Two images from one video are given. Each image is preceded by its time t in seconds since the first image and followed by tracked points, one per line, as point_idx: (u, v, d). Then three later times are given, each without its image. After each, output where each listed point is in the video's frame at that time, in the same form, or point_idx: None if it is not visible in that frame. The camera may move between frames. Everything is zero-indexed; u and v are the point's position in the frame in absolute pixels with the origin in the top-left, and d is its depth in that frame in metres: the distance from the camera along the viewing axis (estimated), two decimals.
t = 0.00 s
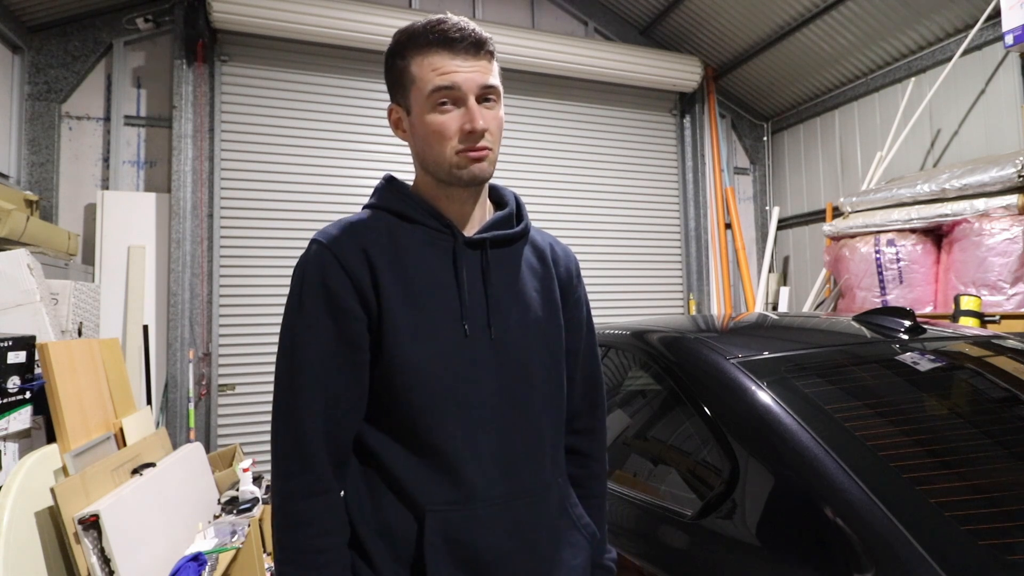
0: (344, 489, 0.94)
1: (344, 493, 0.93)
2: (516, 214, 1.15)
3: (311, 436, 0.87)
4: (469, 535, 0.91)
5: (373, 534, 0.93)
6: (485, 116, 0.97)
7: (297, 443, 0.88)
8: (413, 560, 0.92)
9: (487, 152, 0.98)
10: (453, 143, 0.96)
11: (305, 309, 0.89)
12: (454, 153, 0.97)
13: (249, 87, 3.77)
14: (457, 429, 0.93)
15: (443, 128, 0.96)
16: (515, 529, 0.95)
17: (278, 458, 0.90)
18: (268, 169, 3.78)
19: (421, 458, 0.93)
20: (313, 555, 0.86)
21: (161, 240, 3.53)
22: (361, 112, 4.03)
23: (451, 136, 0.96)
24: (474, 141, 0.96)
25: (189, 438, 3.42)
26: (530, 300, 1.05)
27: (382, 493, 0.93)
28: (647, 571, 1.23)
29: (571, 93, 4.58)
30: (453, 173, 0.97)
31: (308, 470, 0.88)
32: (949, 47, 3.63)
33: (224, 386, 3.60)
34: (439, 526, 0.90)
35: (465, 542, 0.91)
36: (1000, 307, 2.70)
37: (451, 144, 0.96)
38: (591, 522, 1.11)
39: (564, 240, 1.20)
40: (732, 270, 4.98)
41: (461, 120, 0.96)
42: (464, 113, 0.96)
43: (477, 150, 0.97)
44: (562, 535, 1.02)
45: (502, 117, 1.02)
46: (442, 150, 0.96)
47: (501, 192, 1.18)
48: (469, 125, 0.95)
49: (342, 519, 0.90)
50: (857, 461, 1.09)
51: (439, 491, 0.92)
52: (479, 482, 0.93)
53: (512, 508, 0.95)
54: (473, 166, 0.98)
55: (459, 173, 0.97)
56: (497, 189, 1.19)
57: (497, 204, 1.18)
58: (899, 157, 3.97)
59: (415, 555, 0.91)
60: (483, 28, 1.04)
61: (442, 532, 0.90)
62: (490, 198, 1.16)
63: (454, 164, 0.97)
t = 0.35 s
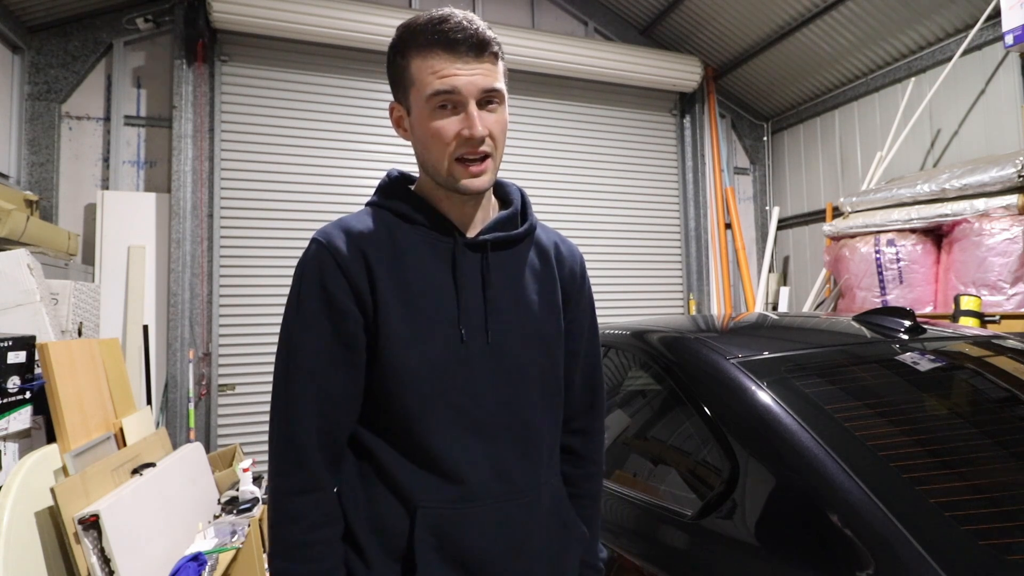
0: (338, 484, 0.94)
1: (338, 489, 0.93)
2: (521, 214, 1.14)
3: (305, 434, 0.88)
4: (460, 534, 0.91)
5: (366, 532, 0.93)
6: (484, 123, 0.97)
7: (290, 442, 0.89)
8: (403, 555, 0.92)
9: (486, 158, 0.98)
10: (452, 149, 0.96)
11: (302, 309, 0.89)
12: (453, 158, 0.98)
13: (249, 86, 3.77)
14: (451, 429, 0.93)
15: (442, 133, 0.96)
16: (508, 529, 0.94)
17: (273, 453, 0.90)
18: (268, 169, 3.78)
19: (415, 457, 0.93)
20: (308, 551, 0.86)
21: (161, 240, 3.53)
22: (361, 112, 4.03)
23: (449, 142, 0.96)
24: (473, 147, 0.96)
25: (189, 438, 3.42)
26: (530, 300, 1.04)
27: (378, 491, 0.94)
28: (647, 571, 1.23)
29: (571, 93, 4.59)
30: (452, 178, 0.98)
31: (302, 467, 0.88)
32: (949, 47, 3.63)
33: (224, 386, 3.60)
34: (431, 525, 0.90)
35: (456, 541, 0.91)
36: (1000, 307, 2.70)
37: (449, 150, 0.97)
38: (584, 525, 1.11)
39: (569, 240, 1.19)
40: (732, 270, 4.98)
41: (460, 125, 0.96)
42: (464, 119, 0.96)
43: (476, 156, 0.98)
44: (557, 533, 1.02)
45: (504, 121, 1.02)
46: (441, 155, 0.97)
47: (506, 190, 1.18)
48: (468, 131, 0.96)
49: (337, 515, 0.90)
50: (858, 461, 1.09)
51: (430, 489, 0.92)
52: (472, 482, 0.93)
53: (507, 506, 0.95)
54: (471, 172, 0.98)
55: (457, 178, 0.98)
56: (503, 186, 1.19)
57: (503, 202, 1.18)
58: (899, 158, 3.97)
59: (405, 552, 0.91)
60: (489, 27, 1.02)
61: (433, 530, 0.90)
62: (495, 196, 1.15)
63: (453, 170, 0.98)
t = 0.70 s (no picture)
0: (333, 483, 0.94)
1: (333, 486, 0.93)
2: (524, 215, 1.14)
3: (302, 432, 0.88)
4: (451, 536, 0.91)
5: (362, 530, 0.93)
6: (486, 116, 0.96)
7: (287, 440, 0.89)
8: (392, 555, 0.92)
9: (488, 151, 0.98)
10: (452, 141, 0.96)
11: (303, 307, 0.89)
12: (453, 151, 0.97)
13: (250, 86, 3.77)
14: (447, 429, 0.93)
15: (443, 126, 0.96)
16: (500, 531, 0.94)
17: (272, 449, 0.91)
18: (268, 169, 3.78)
19: (410, 457, 0.93)
20: (302, 546, 0.86)
21: (161, 240, 3.53)
22: (361, 112, 4.03)
23: (450, 134, 0.96)
24: (474, 140, 0.96)
25: (189, 438, 3.42)
26: (531, 301, 1.04)
27: (373, 491, 0.94)
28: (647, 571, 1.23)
29: (571, 93, 4.58)
30: (452, 171, 0.98)
31: (297, 462, 0.88)
32: (949, 47, 3.63)
33: (224, 386, 3.60)
34: (420, 525, 0.90)
35: (446, 543, 0.90)
36: (1000, 307, 2.70)
37: (450, 142, 0.96)
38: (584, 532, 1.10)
39: (573, 241, 1.19)
40: (732, 270, 4.98)
41: (461, 117, 0.96)
42: (465, 112, 0.96)
43: (477, 149, 0.97)
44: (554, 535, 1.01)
45: (507, 116, 1.02)
46: (442, 148, 0.97)
47: (511, 192, 1.18)
48: (469, 123, 0.96)
49: (330, 512, 0.91)
50: (858, 462, 1.09)
51: (421, 489, 0.92)
52: (463, 484, 0.93)
53: (500, 507, 0.95)
54: (472, 165, 0.97)
55: (458, 171, 0.97)
56: (508, 189, 1.19)
57: (507, 204, 1.19)
58: (899, 158, 3.97)
59: (394, 550, 0.91)
60: (493, 25, 1.03)
61: (422, 531, 0.90)
62: (499, 197, 1.16)
63: (454, 163, 0.97)
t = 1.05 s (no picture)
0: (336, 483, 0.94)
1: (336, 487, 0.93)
2: (524, 215, 1.14)
3: (304, 433, 0.88)
4: (453, 536, 0.90)
5: (363, 530, 0.93)
6: (485, 115, 0.96)
7: (289, 440, 0.89)
8: (396, 557, 0.91)
9: (487, 150, 0.98)
10: (452, 141, 0.96)
11: (304, 307, 0.89)
12: (452, 150, 0.97)
13: (250, 86, 3.77)
14: (449, 429, 0.93)
15: (442, 126, 0.96)
16: (502, 531, 0.94)
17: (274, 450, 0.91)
18: (268, 169, 3.78)
19: (412, 457, 0.93)
20: (306, 547, 0.86)
21: (162, 240, 3.53)
22: (361, 112, 4.03)
23: (449, 134, 0.96)
24: (473, 139, 0.96)
25: (189, 438, 3.42)
26: (530, 300, 1.04)
27: (375, 491, 0.93)
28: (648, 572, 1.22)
29: (571, 93, 4.59)
30: (452, 171, 0.97)
31: (301, 463, 0.88)
32: (949, 47, 3.63)
33: (224, 386, 3.60)
34: (422, 526, 0.90)
35: (449, 543, 0.90)
36: (1000, 307, 2.70)
37: (449, 142, 0.96)
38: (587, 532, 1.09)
39: (572, 241, 1.19)
40: (732, 270, 4.98)
41: (460, 117, 0.96)
42: (464, 111, 0.96)
43: (476, 148, 0.97)
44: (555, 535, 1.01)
45: (506, 116, 1.02)
46: (441, 148, 0.97)
47: (510, 192, 1.18)
48: (468, 122, 0.95)
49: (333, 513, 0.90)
50: (858, 462, 1.09)
51: (424, 490, 0.92)
52: (465, 484, 0.93)
53: (501, 508, 0.95)
54: (472, 165, 0.97)
55: (458, 171, 0.97)
56: (507, 189, 1.19)
57: (506, 204, 1.19)
58: (899, 158, 3.98)
59: (397, 552, 0.91)
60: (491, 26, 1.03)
61: (425, 532, 0.90)
62: (499, 197, 1.16)
63: (453, 162, 0.97)
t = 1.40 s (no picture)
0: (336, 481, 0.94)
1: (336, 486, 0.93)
2: (519, 215, 1.14)
3: (304, 432, 0.88)
4: (451, 534, 0.91)
5: (362, 528, 0.93)
6: (480, 116, 0.96)
7: (289, 438, 0.89)
8: (394, 554, 0.92)
9: (483, 152, 0.98)
10: (448, 142, 0.96)
11: (302, 308, 0.89)
12: (449, 151, 0.97)
13: (249, 86, 3.77)
14: (447, 428, 0.93)
15: (438, 127, 0.96)
16: (499, 529, 0.94)
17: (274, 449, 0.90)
18: (268, 169, 3.78)
19: (410, 456, 0.93)
20: (306, 545, 0.87)
21: (162, 240, 3.53)
22: (361, 111, 4.03)
23: (446, 135, 0.96)
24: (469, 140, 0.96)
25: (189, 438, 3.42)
26: (525, 300, 1.04)
27: (375, 490, 0.94)
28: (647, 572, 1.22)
29: (571, 93, 4.59)
30: (448, 172, 0.97)
31: (301, 462, 0.88)
32: (949, 47, 3.63)
33: (224, 386, 3.60)
34: (420, 523, 0.90)
35: (446, 541, 0.91)
36: (1000, 307, 2.70)
37: (446, 143, 0.96)
38: (581, 530, 1.10)
39: (566, 242, 1.19)
40: (732, 270, 4.98)
41: (456, 118, 0.96)
42: (460, 112, 0.96)
43: (472, 149, 0.97)
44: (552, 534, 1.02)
45: (502, 117, 1.01)
46: (437, 149, 0.97)
47: (505, 193, 1.18)
48: (464, 124, 0.95)
49: (333, 511, 0.90)
50: (858, 462, 1.09)
51: (422, 488, 0.92)
52: (463, 482, 0.93)
53: (500, 506, 0.95)
54: (468, 166, 0.97)
55: (454, 171, 0.97)
56: (501, 189, 1.19)
57: (501, 205, 1.18)
58: (899, 158, 3.97)
59: (396, 549, 0.91)
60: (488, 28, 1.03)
61: (423, 529, 0.90)
62: (494, 198, 1.16)
63: (450, 163, 0.97)
